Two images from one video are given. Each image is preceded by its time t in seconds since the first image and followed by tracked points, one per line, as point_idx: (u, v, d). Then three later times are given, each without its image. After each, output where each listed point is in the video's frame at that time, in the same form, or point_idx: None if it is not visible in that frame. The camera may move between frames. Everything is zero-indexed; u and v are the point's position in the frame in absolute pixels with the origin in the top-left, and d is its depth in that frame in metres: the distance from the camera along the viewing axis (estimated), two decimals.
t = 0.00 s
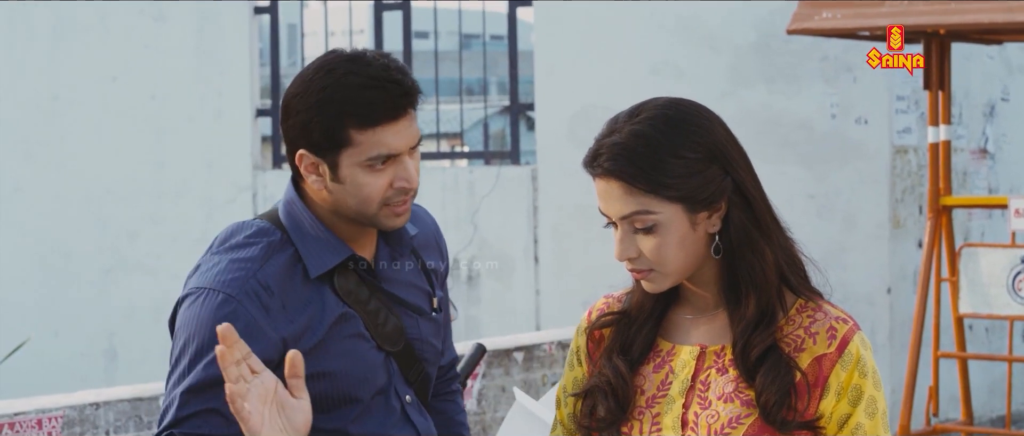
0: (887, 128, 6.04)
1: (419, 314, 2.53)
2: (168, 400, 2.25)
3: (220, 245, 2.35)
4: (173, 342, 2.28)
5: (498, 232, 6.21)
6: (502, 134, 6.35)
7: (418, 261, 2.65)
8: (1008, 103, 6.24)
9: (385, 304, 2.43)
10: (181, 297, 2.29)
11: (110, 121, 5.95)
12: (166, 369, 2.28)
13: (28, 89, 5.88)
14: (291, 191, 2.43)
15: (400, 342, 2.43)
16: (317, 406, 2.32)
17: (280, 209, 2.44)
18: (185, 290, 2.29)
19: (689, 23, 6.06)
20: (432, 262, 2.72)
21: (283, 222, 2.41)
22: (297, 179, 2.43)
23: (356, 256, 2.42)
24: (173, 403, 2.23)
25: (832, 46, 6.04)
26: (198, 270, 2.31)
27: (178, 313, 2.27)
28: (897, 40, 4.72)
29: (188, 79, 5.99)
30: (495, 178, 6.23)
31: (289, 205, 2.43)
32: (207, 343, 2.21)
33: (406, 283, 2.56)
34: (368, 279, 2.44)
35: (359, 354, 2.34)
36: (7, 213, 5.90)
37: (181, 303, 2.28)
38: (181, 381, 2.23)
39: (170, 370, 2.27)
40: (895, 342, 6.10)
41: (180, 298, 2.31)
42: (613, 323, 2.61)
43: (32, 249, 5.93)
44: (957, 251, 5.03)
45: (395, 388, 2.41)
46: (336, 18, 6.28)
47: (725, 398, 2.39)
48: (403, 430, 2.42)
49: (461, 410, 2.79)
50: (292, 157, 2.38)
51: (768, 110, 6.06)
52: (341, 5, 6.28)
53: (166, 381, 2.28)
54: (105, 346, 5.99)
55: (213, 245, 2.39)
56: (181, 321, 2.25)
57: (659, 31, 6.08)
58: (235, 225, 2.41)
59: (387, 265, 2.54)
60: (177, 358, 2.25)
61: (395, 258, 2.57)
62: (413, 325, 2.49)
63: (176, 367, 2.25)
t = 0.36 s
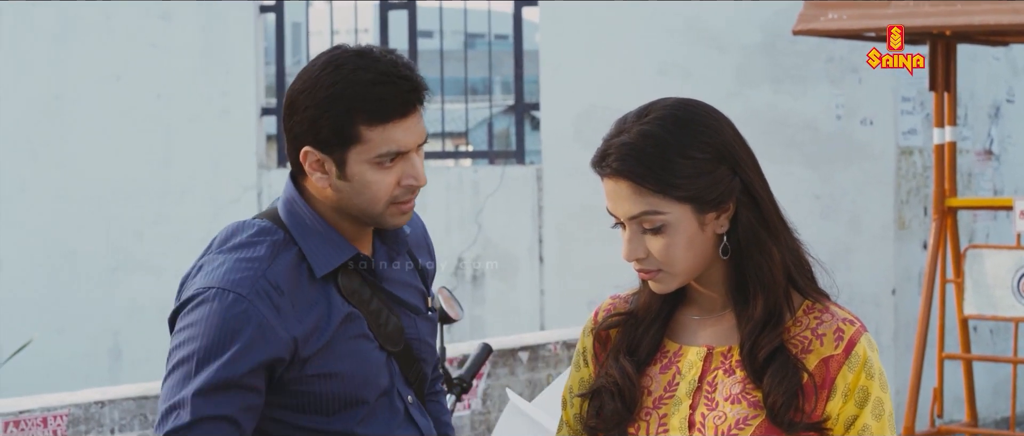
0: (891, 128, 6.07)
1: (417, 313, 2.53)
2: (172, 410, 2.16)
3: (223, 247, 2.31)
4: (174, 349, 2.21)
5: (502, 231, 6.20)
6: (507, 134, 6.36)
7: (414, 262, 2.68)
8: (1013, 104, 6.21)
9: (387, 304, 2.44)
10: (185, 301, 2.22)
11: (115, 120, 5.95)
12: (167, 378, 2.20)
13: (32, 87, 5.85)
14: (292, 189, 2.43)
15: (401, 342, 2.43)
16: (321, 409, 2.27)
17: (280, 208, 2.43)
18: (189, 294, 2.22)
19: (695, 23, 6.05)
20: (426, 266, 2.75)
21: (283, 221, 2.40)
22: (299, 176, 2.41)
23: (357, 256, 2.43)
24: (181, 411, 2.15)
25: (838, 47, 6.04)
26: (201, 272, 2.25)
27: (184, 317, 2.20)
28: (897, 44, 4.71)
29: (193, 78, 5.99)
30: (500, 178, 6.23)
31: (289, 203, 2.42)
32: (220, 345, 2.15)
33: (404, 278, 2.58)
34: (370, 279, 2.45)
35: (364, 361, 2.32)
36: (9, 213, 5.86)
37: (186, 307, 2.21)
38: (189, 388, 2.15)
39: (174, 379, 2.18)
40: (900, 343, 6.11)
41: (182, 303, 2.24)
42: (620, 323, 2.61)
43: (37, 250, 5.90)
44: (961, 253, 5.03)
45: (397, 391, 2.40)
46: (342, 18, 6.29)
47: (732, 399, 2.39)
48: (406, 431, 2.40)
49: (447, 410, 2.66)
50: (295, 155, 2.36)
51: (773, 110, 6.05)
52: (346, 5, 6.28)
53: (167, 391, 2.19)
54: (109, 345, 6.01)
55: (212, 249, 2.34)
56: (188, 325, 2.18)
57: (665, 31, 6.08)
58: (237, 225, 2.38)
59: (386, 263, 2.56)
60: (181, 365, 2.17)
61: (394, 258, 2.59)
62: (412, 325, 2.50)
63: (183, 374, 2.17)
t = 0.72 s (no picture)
0: (892, 131, 6.06)
1: (398, 316, 2.52)
2: (214, 425, 2.10)
3: (227, 248, 2.26)
4: (196, 361, 2.12)
5: (503, 233, 6.20)
6: (506, 135, 6.36)
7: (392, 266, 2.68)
8: (1013, 106, 6.17)
9: (375, 307, 2.42)
10: (200, 309, 2.15)
11: (115, 120, 5.95)
12: (197, 393, 2.12)
13: (31, 87, 5.85)
14: (287, 184, 2.41)
15: (388, 344, 2.41)
16: (321, 410, 2.25)
17: (275, 206, 2.40)
18: (204, 301, 2.15)
19: (696, 24, 6.06)
20: (403, 269, 2.75)
21: (280, 215, 2.37)
22: (294, 167, 2.39)
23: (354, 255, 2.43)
24: (232, 425, 2.10)
25: (839, 49, 6.04)
26: (211, 277, 2.19)
27: (205, 326, 2.13)
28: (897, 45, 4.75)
29: (194, 78, 5.99)
30: (500, 179, 6.22)
31: (286, 201, 2.39)
32: (259, 350, 2.12)
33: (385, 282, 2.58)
34: (361, 280, 2.43)
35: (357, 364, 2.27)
36: (10, 212, 5.85)
37: (203, 315, 2.14)
38: (235, 398, 2.10)
39: (207, 393, 2.11)
40: (899, 345, 6.11)
41: (192, 312, 2.16)
42: (617, 326, 2.60)
43: (38, 250, 5.90)
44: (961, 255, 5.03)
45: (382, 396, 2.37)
46: (341, 18, 6.28)
47: (731, 402, 2.39)
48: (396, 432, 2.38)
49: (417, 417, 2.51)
50: (294, 141, 2.34)
51: (774, 111, 6.06)
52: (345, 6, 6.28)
53: (198, 406, 2.11)
54: (108, 345, 6.00)
55: (207, 252, 2.27)
56: (215, 334, 2.11)
57: (665, 33, 6.09)
58: (236, 224, 2.34)
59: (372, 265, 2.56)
60: (215, 377, 2.11)
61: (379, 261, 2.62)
62: (395, 328, 2.48)
63: (220, 386, 2.11)
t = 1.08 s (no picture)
0: (901, 133, 6.05)
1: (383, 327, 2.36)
2: (287, 415, 1.96)
3: (241, 244, 2.09)
4: (247, 358, 1.97)
5: (512, 234, 6.20)
6: (515, 136, 6.37)
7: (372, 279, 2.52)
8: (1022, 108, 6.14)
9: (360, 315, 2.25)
10: (237, 307, 1.98)
11: (123, 122, 5.96)
12: (259, 389, 1.96)
13: (39, 88, 5.90)
14: (284, 181, 2.23)
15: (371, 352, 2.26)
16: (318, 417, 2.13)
17: (271, 204, 2.23)
18: (239, 297, 1.99)
19: (704, 25, 6.07)
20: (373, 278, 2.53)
21: (280, 213, 2.20)
22: (289, 163, 2.23)
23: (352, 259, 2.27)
24: (305, 411, 1.98)
25: (848, 50, 6.04)
26: (237, 273, 2.02)
27: (247, 322, 1.97)
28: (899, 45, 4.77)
29: (201, 78, 5.97)
30: (509, 181, 6.23)
31: (285, 199, 2.21)
32: (309, 333, 2.00)
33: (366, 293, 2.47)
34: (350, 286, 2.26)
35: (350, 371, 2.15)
36: (20, 214, 5.91)
37: (241, 312, 1.98)
38: (300, 384, 1.98)
39: (270, 387, 1.96)
40: (908, 346, 6.10)
41: (228, 312, 1.99)
42: (610, 328, 2.62)
43: (47, 250, 5.94)
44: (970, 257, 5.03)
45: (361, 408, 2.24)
46: (350, 19, 6.28)
47: (721, 408, 2.39)
48: None
49: None
50: (293, 134, 2.20)
51: (782, 113, 6.06)
52: (355, 6, 6.28)
53: (261, 402, 1.96)
54: (117, 345, 6.00)
55: (221, 250, 2.10)
56: (261, 329, 1.96)
57: (674, 34, 6.09)
58: (239, 224, 2.16)
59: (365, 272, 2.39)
60: (274, 369, 1.96)
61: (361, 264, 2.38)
62: (372, 336, 2.28)
63: (280, 377, 1.96)
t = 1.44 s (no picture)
0: (907, 135, 6.03)
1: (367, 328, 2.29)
2: (347, 388, 1.93)
3: (256, 239, 2.01)
4: (295, 342, 1.91)
5: (517, 236, 6.19)
6: (520, 139, 6.40)
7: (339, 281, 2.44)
8: None
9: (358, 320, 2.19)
10: (274, 295, 1.92)
11: (128, 123, 5.96)
12: (313, 370, 1.91)
13: (44, 90, 5.91)
14: (271, 180, 2.14)
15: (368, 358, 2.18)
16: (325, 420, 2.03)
17: (264, 201, 2.13)
18: (275, 286, 1.92)
19: (710, 27, 6.08)
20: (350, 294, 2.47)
21: (276, 211, 2.11)
22: (274, 163, 2.16)
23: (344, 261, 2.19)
24: (361, 385, 1.94)
25: (854, 53, 6.04)
26: (264, 263, 1.95)
27: (289, 308, 1.91)
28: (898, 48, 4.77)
29: (206, 79, 5.97)
30: (514, 183, 6.22)
31: (279, 198, 2.12)
32: (345, 310, 1.97)
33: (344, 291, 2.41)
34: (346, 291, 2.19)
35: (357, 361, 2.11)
36: (24, 214, 5.93)
37: (280, 300, 1.91)
38: (351, 357, 1.95)
39: (325, 365, 1.92)
40: (914, 350, 6.07)
41: (263, 302, 1.92)
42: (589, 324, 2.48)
43: (52, 251, 5.95)
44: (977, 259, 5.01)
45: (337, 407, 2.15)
46: (356, 21, 6.31)
47: (668, 416, 2.17)
48: None
49: None
50: (280, 132, 2.13)
51: (788, 116, 6.06)
52: (362, 7, 6.31)
53: (316, 382, 1.91)
54: (121, 347, 5.98)
55: (232, 248, 2.01)
56: (305, 311, 1.91)
57: (679, 36, 6.10)
58: (234, 224, 2.07)
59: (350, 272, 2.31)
60: (325, 346, 1.92)
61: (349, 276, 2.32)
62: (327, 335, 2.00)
63: (332, 354, 1.92)
